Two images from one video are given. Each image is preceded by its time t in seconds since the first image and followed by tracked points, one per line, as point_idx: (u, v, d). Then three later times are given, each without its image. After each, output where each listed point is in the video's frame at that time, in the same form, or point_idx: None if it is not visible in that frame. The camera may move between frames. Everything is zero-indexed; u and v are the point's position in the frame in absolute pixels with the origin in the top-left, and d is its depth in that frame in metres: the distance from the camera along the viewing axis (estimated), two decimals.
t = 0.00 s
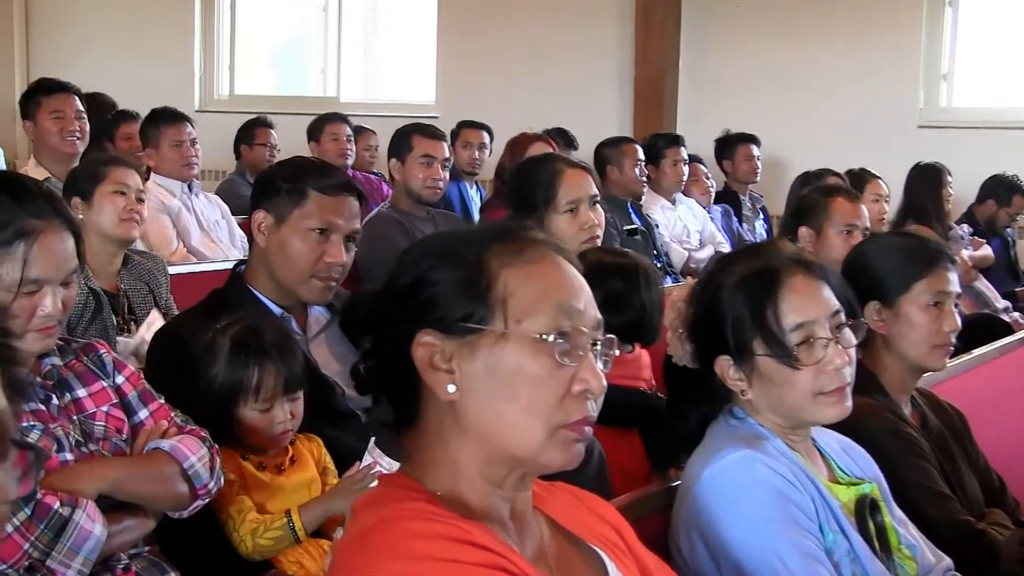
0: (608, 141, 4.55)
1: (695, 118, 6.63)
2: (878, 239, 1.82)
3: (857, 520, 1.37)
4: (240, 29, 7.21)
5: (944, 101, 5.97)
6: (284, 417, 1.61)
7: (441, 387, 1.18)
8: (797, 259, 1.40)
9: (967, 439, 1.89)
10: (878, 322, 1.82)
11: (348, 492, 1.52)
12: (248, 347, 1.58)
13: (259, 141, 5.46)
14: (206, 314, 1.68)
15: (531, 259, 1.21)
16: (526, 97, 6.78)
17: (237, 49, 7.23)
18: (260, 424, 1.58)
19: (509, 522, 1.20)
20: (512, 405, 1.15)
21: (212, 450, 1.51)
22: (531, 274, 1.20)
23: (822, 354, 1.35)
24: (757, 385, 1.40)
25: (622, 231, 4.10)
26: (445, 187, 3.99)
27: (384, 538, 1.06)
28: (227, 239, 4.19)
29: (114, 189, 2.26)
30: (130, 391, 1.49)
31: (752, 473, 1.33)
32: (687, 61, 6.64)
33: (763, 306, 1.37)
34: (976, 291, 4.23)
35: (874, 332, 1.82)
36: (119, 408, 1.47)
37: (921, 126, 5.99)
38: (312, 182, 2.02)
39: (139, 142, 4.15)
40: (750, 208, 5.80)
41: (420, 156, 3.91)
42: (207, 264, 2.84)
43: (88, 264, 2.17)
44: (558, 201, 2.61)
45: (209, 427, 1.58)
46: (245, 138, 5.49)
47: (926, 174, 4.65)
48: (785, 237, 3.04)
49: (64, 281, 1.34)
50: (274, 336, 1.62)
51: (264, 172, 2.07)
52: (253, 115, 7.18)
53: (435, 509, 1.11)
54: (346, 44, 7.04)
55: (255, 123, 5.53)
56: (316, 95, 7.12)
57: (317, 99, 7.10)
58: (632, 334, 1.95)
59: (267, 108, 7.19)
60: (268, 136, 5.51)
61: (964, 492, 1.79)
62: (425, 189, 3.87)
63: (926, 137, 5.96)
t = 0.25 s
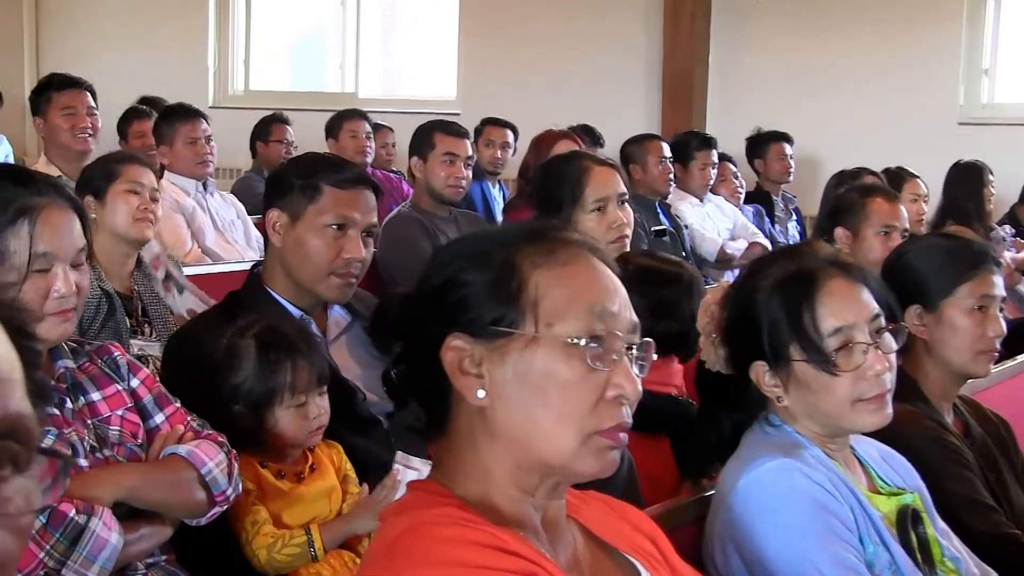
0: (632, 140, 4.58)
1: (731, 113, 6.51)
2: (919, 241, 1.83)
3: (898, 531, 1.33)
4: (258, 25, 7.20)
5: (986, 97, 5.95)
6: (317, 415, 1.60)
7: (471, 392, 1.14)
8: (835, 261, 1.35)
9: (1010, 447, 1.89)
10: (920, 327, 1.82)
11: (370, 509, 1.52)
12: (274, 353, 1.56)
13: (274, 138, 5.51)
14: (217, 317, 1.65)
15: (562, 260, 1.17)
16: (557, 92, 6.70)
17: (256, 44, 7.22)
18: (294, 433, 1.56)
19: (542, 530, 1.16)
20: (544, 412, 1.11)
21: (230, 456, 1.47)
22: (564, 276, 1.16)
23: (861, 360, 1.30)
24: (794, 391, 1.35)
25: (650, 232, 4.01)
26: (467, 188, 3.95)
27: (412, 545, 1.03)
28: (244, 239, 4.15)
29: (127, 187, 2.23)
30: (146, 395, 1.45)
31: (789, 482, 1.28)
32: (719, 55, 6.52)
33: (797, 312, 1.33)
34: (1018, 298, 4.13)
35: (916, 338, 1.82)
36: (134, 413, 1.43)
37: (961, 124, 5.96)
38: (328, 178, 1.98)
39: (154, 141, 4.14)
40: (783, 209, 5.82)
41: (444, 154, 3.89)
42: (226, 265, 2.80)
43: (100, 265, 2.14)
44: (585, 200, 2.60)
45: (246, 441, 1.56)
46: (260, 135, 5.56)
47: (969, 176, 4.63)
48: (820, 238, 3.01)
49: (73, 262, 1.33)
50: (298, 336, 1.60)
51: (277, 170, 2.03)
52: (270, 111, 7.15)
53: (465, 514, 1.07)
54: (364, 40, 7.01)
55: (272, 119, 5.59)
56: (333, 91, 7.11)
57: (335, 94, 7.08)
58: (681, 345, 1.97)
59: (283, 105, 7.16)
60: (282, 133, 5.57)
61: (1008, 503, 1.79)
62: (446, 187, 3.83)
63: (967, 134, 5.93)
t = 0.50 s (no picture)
0: (656, 137, 4.69)
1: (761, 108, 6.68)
2: (962, 244, 1.92)
3: (936, 542, 1.34)
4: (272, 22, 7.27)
5: None
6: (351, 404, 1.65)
7: (499, 399, 1.17)
8: (873, 265, 1.43)
9: None
10: (957, 330, 1.92)
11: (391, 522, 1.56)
12: (307, 354, 1.58)
13: (286, 134, 5.52)
14: (225, 329, 1.65)
15: (590, 263, 1.20)
16: (576, 85, 6.86)
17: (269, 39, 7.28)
18: (331, 431, 1.59)
19: (573, 539, 1.18)
20: (573, 418, 1.14)
21: (248, 460, 1.44)
22: (591, 278, 1.19)
23: (898, 366, 1.39)
24: (828, 396, 1.44)
25: (678, 234, 3.99)
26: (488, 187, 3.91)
27: (440, 555, 0.99)
28: (257, 238, 4.14)
29: (141, 185, 2.20)
30: (162, 397, 1.43)
31: (824, 492, 1.29)
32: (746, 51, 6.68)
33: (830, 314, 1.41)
34: None
35: (953, 341, 1.92)
36: (150, 415, 1.41)
37: (999, 121, 6.25)
38: (348, 174, 2.02)
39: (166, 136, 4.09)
40: (812, 209, 6.05)
41: (465, 153, 3.86)
42: (243, 265, 2.79)
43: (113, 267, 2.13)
44: (610, 197, 2.67)
45: (286, 446, 1.57)
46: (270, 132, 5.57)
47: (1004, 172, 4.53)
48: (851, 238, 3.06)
49: (75, 240, 1.46)
50: (322, 334, 1.62)
51: (291, 170, 2.08)
52: (285, 105, 7.21)
53: (494, 521, 1.02)
54: (381, 35, 7.11)
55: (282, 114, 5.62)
56: (350, 87, 7.20)
57: (352, 90, 7.17)
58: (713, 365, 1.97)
59: (298, 101, 7.24)
60: (292, 128, 5.58)
61: None
62: (467, 187, 3.79)
63: (1006, 131, 6.22)
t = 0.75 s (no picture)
0: (682, 139, 4.68)
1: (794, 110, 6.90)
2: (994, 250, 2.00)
3: (973, 546, 1.43)
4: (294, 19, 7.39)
5: None
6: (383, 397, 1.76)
7: (533, 402, 1.18)
8: (905, 269, 1.51)
9: None
10: (993, 334, 1.98)
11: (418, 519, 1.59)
12: (342, 357, 1.68)
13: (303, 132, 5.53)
14: (260, 338, 1.76)
15: (624, 264, 1.20)
16: (588, 86, 7.08)
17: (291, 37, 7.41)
18: (371, 429, 1.70)
19: (611, 542, 1.19)
20: (607, 421, 1.14)
21: (280, 458, 1.44)
22: (625, 279, 1.19)
23: (934, 369, 1.45)
24: (862, 400, 1.51)
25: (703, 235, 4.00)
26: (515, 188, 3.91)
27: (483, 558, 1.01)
28: (283, 238, 4.15)
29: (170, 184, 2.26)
30: (194, 395, 1.44)
31: (859, 496, 1.37)
32: (773, 52, 6.87)
33: (864, 316, 1.48)
34: None
35: (988, 345, 1.99)
36: (183, 413, 1.41)
37: None
38: (374, 175, 2.14)
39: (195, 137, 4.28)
40: (839, 210, 6.24)
41: (492, 153, 3.87)
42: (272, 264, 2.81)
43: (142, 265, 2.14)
44: (638, 198, 2.76)
45: (326, 444, 1.68)
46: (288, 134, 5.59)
47: None
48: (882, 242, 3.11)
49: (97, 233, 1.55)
50: (352, 335, 1.72)
51: (320, 173, 2.20)
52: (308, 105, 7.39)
53: (532, 524, 1.05)
54: (407, 30, 7.28)
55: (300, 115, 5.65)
56: (377, 86, 7.38)
57: (379, 90, 7.36)
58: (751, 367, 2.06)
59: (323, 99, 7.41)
60: (309, 127, 5.60)
61: None
62: (493, 187, 3.79)
63: None
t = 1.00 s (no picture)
0: (704, 141, 4.76)
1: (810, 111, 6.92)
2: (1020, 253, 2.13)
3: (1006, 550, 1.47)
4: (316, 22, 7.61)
5: None
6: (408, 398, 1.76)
7: (564, 405, 1.18)
8: (938, 272, 1.57)
9: None
10: None
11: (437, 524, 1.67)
12: (365, 358, 1.68)
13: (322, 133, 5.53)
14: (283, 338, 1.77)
15: (654, 264, 1.19)
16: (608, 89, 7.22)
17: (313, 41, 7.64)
18: (397, 429, 1.70)
19: (643, 544, 1.19)
20: (637, 424, 1.13)
21: (307, 456, 1.44)
22: (655, 281, 1.18)
23: (965, 372, 1.51)
24: (892, 403, 1.56)
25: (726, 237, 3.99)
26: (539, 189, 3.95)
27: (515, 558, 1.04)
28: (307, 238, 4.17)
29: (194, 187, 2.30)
30: (221, 393, 1.44)
31: (890, 497, 1.41)
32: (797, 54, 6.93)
33: (896, 320, 1.55)
34: None
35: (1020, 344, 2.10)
36: (210, 412, 1.42)
37: None
38: (400, 176, 2.21)
39: (219, 138, 4.32)
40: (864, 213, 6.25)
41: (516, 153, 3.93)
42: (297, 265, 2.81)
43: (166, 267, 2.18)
44: (662, 199, 2.84)
45: (351, 444, 1.68)
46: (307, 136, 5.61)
47: None
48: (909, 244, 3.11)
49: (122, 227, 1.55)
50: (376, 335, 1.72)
51: (346, 173, 2.26)
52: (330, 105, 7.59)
53: (566, 526, 1.08)
54: (429, 31, 7.43)
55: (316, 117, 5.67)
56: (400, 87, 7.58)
57: (401, 91, 7.55)
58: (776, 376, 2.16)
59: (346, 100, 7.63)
60: (328, 127, 5.61)
61: None
62: (517, 188, 3.81)
63: None
